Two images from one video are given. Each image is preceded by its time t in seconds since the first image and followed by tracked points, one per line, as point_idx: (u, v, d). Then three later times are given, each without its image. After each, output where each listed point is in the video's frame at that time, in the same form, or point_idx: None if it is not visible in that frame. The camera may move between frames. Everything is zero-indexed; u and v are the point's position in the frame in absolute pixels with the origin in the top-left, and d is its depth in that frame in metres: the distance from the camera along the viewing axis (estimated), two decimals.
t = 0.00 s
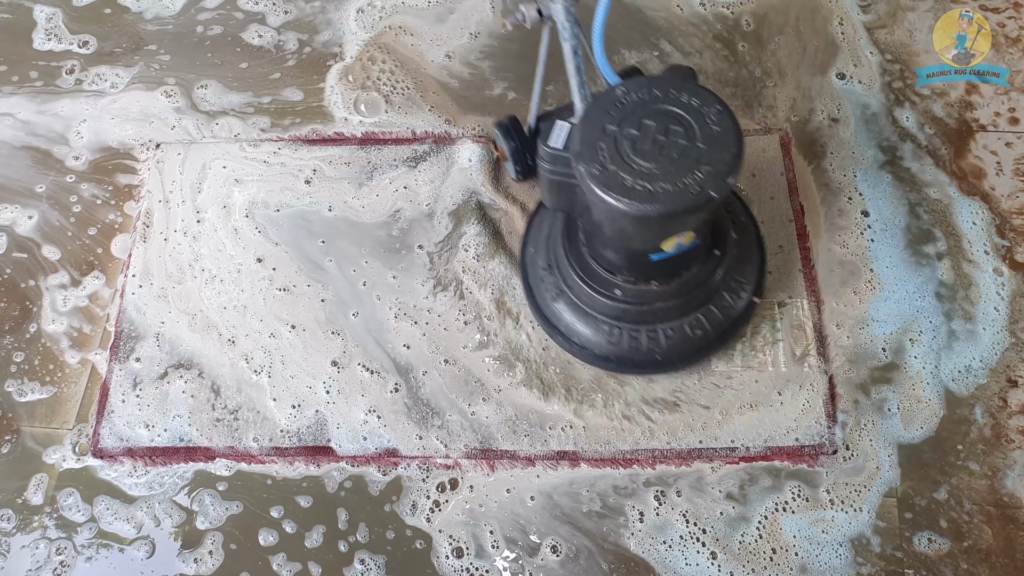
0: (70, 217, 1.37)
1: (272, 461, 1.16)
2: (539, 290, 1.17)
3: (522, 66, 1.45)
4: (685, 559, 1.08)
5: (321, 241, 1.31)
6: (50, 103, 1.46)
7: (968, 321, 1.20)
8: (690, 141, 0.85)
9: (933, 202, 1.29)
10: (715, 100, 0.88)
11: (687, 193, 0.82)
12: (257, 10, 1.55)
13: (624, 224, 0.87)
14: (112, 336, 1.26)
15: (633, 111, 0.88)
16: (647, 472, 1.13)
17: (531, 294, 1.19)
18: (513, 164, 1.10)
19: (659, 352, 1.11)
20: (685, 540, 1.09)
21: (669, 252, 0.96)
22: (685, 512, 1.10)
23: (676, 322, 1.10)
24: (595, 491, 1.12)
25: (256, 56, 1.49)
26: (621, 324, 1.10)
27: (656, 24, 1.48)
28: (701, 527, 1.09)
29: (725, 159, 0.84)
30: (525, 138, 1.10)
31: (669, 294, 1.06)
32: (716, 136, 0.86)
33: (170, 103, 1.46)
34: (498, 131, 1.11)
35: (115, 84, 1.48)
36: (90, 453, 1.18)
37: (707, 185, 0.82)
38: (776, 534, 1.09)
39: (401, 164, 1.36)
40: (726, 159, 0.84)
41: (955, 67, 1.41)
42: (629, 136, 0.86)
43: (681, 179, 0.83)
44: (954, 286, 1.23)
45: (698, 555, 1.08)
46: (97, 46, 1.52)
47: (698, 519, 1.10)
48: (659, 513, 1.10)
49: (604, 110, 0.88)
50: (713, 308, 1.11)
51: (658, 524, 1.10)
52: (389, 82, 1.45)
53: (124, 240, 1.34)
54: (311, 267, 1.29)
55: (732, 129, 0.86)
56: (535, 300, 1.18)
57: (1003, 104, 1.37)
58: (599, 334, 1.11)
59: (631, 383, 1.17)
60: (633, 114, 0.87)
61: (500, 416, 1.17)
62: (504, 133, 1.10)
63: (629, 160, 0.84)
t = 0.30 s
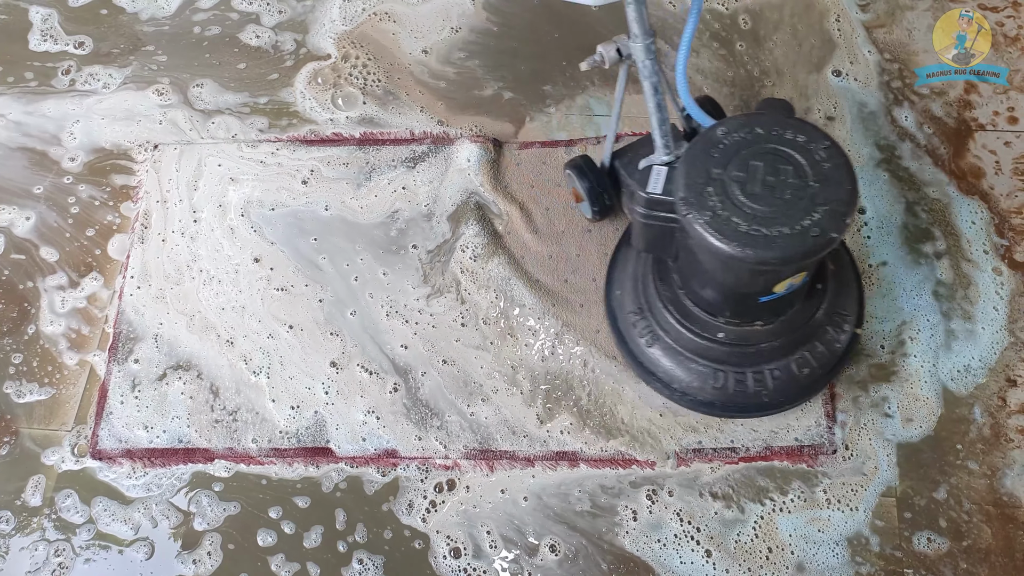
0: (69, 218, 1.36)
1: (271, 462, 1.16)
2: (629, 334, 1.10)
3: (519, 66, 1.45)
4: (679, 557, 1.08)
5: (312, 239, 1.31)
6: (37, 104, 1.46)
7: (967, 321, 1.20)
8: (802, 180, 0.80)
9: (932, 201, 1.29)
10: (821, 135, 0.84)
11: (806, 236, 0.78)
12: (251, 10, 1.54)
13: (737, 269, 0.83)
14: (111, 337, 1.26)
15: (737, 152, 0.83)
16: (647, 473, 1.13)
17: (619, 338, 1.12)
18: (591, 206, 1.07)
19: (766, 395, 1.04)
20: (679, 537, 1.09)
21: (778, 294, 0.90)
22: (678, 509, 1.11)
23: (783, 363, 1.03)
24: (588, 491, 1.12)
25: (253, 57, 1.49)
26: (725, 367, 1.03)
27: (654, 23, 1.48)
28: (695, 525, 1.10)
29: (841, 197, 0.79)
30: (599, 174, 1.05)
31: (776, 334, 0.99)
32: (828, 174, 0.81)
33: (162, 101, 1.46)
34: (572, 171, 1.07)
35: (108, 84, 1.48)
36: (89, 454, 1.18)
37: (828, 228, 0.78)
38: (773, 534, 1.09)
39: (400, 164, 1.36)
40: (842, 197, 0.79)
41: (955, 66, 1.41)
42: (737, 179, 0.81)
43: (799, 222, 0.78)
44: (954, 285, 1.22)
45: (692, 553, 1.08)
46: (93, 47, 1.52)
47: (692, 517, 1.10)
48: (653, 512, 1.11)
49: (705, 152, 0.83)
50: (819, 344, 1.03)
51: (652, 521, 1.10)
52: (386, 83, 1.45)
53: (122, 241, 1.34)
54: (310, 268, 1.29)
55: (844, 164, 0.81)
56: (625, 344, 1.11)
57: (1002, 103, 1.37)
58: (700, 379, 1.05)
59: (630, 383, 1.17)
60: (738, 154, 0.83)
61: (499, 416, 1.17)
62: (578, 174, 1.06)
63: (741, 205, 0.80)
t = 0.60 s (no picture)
0: (67, 219, 1.36)
1: (270, 463, 1.16)
2: (639, 277, 1.11)
3: (517, 66, 1.45)
4: (676, 557, 1.08)
5: (306, 237, 1.32)
6: (25, 104, 1.46)
7: (966, 320, 1.20)
8: (813, 115, 0.80)
9: (931, 201, 1.29)
10: (827, 69, 0.83)
11: (818, 167, 0.77)
12: (246, 10, 1.54)
13: (751, 202, 0.83)
14: (109, 338, 1.26)
15: (747, 89, 0.82)
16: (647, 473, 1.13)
17: (629, 282, 1.12)
18: (596, 153, 1.05)
19: (776, 330, 1.06)
20: (675, 537, 1.09)
21: (789, 228, 0.91)
22: (673, 509, 1.11)
23: (791, 299, 1.04)
24: (581, 491, 1.12)
25: (252, 57, 1.49)
26: (735, 304, 1.04)
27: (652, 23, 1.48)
28: (689, 523, 1.10)
29: (851, 130, 0.79)
30: (605, 123, 1.04)
31: (784, 270, 1.00)
32: (837, 108, 0.80)
33: (152, 99, 1.46)
34: (578, 121, 1.07)
35: (101, 84, 1.48)
36: (88, 456, 1.18)
37: (839, 159, 0.78)
38: (772, 539, 1.09)
39: (399, 165, 1.36)
40: (852, 130, 0.79)
41: (956, 66, 1.41)
42: (749, 115, 0.80)
43: (811, 154, 0.78)
44: (953, 285, 1.23)
45: (687, 552, 1.08)
46: (90, 47, 1.51)
47: (686, 516, 1.10)
48: (646, 510, 1.11)
49: (716, 90, 0.82)
50: (825, 280, 1.04)
51: (646, 520, 1.10)
52: (386, 83, 1.45)
53: (121, 242, 1.34)
54: (308, 268, 1.29)
55: (852, 98, 0.81)
56: (636, 288, 1.11)
57: (1000, 103, 1.38)
58: (710, 317, 1.06)
59: (629, 383, 1.17)
60: (748, 92, 0.82)
61: (498, 417, 1.17)
62: (584, 122, 1.05)
63: (754, 139, 0.79)
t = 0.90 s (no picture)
0: (65, 219, 1.36)
1: (269, 463, 1.16)
2: (571, 207, 1.22)
3: (516, 66, 1.45)
4: (669, 554, 1.08)
5: (300, 235, 1.32)
6: (22, 105, 1.46)
7: (964, 320, 1.20)
8: (725, 50, 0.91)
9: (929, 201, 1.29)
10: (743, 11, 0.95)
11: (723, 96, 0.89)
12: (241, 10, 1.54)
13: (663, 129, 0.94)
14: (108, 338, 1.26)
15: (667, 23, 0.93)
16: (645, 473, 1.13)
17: (563, 211, 1.23)
18: (540, 85, 1.15)
19: (691, 262, 1.16)
20: (669, 534, 1.09)
21: (702, 160, 1.01)
22: (667, 506, 1.11)
23: (706, 232, 1.15)
24: (579, 490, 1.13)
25: (249, 57, 1.49)
26: (654, 235, 1.15)
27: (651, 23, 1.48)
28: (682, 520, 1.10)
29: (758, 65, 0.91)
30: (550, 56, 1.14)
31: (700, 203, 1.11)
32: (747, 45, 0.92)
33: (149, 99, 1.46)
34: (524, 53, 1.15)
35: (98, 84, 1.48)
36: (87, 456, 1.18)
37: (743, 90, 0.89)
38: (768, 539, 1.09)
39: (397, 165, 1.36)
40: (758, 65, 0.91)
41: (955, 66, 1.42)
42: (666, 47, 0.92)
43: (718, 84, 0.89)
44: (951, 284, 1.23)
45: (681, 549, 1.08)
46: (86, 47, 1.51)
47: (680, 513, 1.10)
48: (638, 508, 1.11)
49: (640, 22, 0.94)
50: (741, 217, 1.16)
51: (640, 518, 1.10)
52: (384, 82, 1.45)
53: (119, 242, 1.34)
54: (307, 268, 1.29)
55: (762, 37, 0.93)
56: (568, 218, 1.22)
57: (998, 103, 1.38)
58: (632, 245, 1.17)
59: (627, 384, 1.17)
60: (668, 26, 0.93)
61: (497, 417, 1.17)
62: (530, 54, 1.14)
63: (668, 70, 0.91)
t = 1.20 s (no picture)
0: (64, 218, 1.36)
1: (267, 463, 1.16)
2: (485, 211, 1.19)
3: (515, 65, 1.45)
4: (661, 549, 1.09)
5: (297, 234, 1.31)
6: (20, 103, 1.46)
7: (962, 321, 1.21)
8: (621, 74, 0.87)
9: (928, 202, 1.30)
10: (652, 36, 0.90)
11: (609, 122, 0.84)
12: (234, 7, 1.54)
13: (552, 148, 0.90)
14: (107, 337, 1.26)
15: (571, 40, 0.89)
16: (643, 473, 1.13)
17: (478, 215, 1.21)
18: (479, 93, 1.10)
19: (589, 279, 1.14)
20: (662, 531, 1.10)
21: (598, 181, 0.97)
22: (660, 503, 1.11)
23: (609, 252, 1.12)
24: (577, 490, 1.13)
25: (247, 56, 1.49)
26: (557, 248, 1.13)
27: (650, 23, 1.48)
28: (675, 517, 1.10)
29: (652, 93, 0.86)
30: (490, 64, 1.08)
31: (600, 224, 1.07)
32: (646, 71, 0.87)
33: (147, 97, 1.45)
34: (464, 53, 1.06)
35: (96, 83, 1.48)
36: (85, 455, 1.17)
37: (630, 117, 0.85)
38: (762, 537, 1.09)
39: (396, 164, 1.36)
40: (653, 93, 0.86)
41: (956, 66, 1.42)
42: (565, 64, 0.88)
43: (608, 108, 0.85)
44: (949, 285, 1.23)
45: (674, 546, 1.09)
46: (83, 46, 1.51)
47: (672, 510, 1.11)
48: (631, 505, 1.11)
49: (546, 36, 0.91)
50: (646, 241, 1.12)
51: (633, 515, 1.11)
52: (382, 82, 1.45)
53: (118, 241, 1.34)
54: (305, 267, 1.29)
55: (664, 65, 0.88)
56: (482, 221, 1.20)
57: (997, 104, 1.38)
58: (536, 255, 1.14)
59: (625, 384, 1.17)
60: (571, 42, 0.89)
61: (496, 417, 1.16)
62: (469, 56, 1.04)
63: (561, 87, 0.87)
